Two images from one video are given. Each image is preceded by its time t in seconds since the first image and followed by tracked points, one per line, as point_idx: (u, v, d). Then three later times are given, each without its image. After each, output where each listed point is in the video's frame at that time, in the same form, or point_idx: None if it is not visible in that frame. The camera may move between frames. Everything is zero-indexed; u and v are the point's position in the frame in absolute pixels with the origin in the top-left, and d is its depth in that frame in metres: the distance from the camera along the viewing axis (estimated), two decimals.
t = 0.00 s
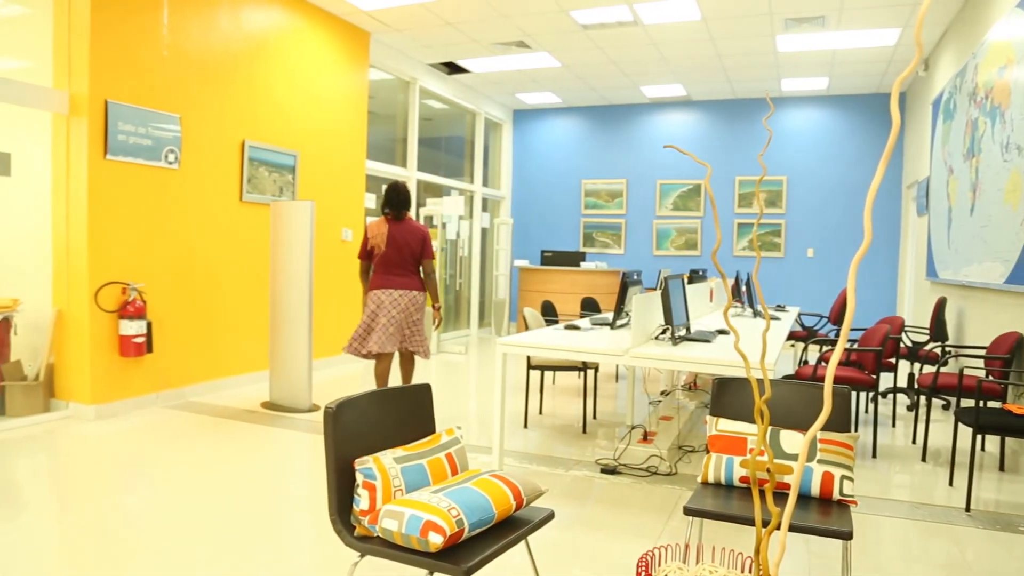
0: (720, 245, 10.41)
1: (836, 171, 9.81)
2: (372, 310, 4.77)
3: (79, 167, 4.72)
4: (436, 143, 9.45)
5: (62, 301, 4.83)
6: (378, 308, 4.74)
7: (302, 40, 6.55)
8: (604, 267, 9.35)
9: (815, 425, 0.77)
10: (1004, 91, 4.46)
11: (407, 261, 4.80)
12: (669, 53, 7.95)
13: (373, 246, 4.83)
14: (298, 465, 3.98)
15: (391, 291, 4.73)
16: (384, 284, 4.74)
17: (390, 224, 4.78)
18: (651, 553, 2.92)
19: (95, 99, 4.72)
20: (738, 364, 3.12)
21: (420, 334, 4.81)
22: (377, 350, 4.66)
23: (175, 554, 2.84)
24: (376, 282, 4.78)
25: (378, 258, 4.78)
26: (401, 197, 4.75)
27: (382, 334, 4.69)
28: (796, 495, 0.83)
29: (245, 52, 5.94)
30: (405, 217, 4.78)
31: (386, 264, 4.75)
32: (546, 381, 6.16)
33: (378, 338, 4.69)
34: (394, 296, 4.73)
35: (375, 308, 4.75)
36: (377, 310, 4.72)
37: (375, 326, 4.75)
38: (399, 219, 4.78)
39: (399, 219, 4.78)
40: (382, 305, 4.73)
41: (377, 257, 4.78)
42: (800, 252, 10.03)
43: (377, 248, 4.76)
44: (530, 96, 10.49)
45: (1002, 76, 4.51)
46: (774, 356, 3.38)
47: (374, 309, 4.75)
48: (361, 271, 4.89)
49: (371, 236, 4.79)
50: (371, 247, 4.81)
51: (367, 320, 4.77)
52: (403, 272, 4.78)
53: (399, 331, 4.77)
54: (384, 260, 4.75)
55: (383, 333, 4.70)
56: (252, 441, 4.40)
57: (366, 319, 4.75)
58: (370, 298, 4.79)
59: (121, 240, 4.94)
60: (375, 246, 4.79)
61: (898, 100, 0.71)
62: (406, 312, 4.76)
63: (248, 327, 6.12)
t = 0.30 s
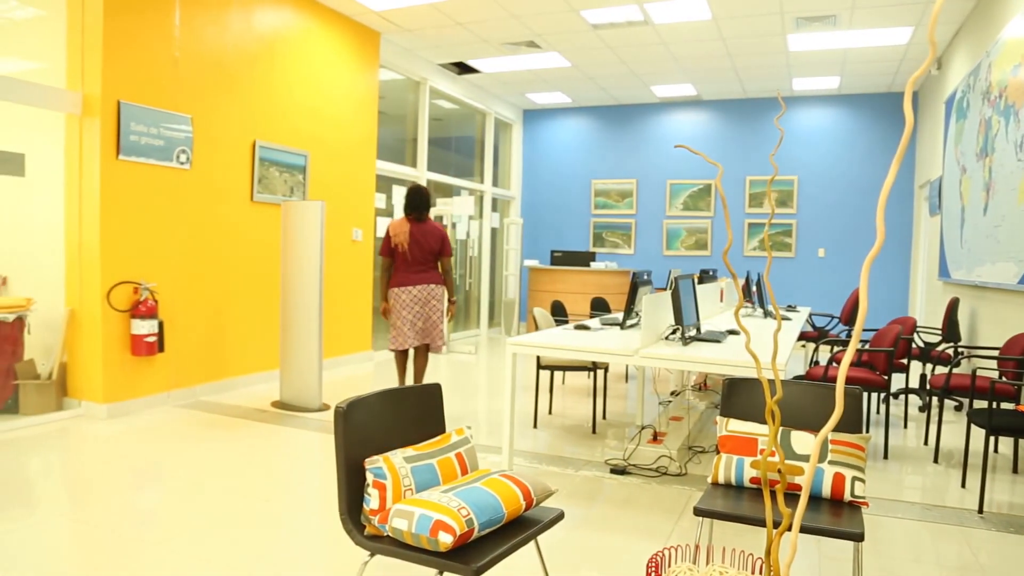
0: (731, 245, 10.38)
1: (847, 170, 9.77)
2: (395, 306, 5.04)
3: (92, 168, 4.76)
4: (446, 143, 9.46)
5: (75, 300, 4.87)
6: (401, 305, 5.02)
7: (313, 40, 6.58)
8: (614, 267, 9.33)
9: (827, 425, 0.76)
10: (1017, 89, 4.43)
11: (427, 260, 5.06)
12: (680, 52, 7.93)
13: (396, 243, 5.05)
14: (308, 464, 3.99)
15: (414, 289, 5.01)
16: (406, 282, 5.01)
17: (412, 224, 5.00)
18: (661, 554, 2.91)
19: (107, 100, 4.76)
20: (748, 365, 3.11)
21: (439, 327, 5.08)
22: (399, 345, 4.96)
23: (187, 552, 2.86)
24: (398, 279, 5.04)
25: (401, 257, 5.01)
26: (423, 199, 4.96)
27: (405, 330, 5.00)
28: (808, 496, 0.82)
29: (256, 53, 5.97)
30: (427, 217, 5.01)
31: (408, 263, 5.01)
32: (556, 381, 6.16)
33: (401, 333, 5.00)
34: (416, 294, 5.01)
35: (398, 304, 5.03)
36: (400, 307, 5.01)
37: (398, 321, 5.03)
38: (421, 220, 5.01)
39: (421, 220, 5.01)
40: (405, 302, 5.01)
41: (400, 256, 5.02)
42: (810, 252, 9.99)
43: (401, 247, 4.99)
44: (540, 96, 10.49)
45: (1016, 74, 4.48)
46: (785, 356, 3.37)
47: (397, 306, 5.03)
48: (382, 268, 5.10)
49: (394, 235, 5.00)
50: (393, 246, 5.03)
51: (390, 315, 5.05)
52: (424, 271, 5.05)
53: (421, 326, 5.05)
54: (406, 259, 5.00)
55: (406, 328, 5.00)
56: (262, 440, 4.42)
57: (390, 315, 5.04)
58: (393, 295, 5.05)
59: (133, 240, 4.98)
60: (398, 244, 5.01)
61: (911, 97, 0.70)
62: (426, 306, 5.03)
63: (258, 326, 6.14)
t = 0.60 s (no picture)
0: (734, 245, 10.36)
1: (851, 170, 9.75)
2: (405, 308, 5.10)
3: (96, 168, 4.77)
4: (450, 143, 9.46)
5: (80, 300, 4.88)
6: (409, 307, 5.07)
7: (317, 40, 6.59)
8: (618, 267, 9.33)
9: (830, 427, 0.76)
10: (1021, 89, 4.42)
11: (436, 263, 5.08)
12: (683, 52, 7.92)
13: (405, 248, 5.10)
14: (310, 464, 3.99)
15: (420, 292, 5.05)
16: (415, 284, 5.05)
17: (422, 229, 5.03)
18: (663, 554, 2.91)
19: (112, 101, 4.77)
20: (751, 365, 3.11)
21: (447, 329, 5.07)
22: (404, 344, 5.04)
23: (189, 552, 2.86)
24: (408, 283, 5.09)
25: (412, 262, 5.04)
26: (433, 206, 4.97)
27: (411, 330, 5.05)
28: (812, 497, 0.82)
29: (259, 53, 5.97)
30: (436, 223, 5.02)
31: (417, 267, 5.04)
32: (560, 382, 6.16)
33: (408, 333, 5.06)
34: (422, 296, 5.05)
35: (407, 307, 5.08)
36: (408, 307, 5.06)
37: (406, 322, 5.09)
38: (431, 226, 5.03)
39: (431, 226, 5.03)
40: (413, 304, 5.06)
41: (411, 261, 5.05)
42: (814, 253, 9.98)
43: (411, 253, 5.02)
44: (544, 96, 10.49)
45: (1020, 74, 4.47)
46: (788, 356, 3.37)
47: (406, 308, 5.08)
48: (394, 274, 5.14)
49: (405, 242, 5.02)
50: (404, 252, 5.05)
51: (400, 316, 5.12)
52: (433, 275, 5.07)
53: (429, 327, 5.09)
54: (415, 263, 5.04)
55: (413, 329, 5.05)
56: (264, 439, 4.43)
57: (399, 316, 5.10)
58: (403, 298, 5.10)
59: (137, 240, 4.99)
60: (409, 250, 5.03)
61: (914, 98, 0.71)
62: (433, 308, 5.04)
63: (262, 325, 6.15)
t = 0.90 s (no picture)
0: (734, 245, 10.36)
1: (852, 170, 9.74)
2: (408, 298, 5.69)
3: (97, 168, 4.77)
4: (450, 143, 9.47)
5: (80, 301, 4.89)
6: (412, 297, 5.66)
7: (317, 40, 6.59)
8: (618, 267, 9.33)
9: (830, 428, 0.75)
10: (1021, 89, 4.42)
11: (439, 258, 5.66)
12: (683, 52, 7.92)
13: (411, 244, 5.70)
14: (310, 464, 3.99)
15: (423, 284, 5.64)
16: (418, 277, 5.64)
17: (426, 227, 5.63)
18: (663, 554, 2.91)
19: (112, 101, 4.77)
20: (751, 365, 3.11)
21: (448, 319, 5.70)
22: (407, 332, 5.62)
23: (189, 552, 2.86)
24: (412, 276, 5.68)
25: (416, 256, 5.63)
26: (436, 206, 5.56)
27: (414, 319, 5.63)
28: (813, 498, 0.81)
29: (259, 53, 5.97)
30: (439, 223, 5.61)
31: (420, 261, 5.63)
32: (560, 381, 6.17)
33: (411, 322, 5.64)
34: (425, 288, 5.64)
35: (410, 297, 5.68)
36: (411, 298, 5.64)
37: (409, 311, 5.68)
38: (435, 225, 5.62)
39: (435, 225, 5.62)
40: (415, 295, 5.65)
41: (415, 256, 5.64)
42: (814, 252, 9.98)
43: (416, 248, 5.62)
44: (544, 96, 10.49)
45: (1020, 74, 4.47)
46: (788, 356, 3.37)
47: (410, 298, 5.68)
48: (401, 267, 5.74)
49: (410, 238, 5.62)
50: (410, 247, 5.65)
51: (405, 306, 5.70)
52: (434, 269, 5.65)
53: (433, 316, 5.70)
54: (419, 258, 5.63)
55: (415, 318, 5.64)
56: (264, 439, 4.43)
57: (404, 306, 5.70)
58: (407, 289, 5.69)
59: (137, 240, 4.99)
60: (413, 246, 5.63)
61: (915, 98, 0.70)
62: (436, 300, 5.64)
63: (262, 325, 6.15)
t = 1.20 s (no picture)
0: (734, 245, 10.36)
1: (852, 170, 9.74)
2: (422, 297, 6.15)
3: (97, 168, 4.77)
4: (451, 143, 9.46)
5: (80, 301, 4.89)
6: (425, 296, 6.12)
7: (317, 40, 6.59)
8: (619, 267, 9.33)
9: (830, 428, 0.75)
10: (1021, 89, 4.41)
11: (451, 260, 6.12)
12: (683, 52, 7.93)
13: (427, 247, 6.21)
14: (310, 464, 3.99)
15: (435, 284, 6.09)
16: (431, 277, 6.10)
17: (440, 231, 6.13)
18: (663, 554, 2.91)
19: (112, 101, 4.77)
20: (752, 365, 3.11)
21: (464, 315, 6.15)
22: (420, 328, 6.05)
23: (189, 552, 2.86)
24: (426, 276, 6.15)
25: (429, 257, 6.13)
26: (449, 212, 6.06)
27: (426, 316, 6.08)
28: (813, 497, 0.81)
29: (260, 53, 5.97)
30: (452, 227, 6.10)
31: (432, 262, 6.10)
32: (560, 381, 6.17)
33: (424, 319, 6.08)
34: (438, 288, 6.09)
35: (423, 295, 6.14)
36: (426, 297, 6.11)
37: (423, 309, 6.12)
38: (447, 229, 6.11)
39: (447, 229, 6.11)
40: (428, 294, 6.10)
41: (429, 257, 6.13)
42: (814, 252, 9.98)
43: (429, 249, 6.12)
44: (544, 96, 10.49)
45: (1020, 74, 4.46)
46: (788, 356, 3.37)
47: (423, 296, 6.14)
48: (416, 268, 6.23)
49: (425, 241, 6.14)
50: (424, 249, 6.15)
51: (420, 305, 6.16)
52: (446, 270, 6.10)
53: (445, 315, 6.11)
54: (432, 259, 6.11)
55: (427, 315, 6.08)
56: (264, 439, 4.42)
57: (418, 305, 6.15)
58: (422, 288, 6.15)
59: (137, 240, 4.99)
60: (427, 248, 6.13)
61: (916, 98, 0.70)
62: (448, 299, 6.09)
63: (262, 325, 6.15)
